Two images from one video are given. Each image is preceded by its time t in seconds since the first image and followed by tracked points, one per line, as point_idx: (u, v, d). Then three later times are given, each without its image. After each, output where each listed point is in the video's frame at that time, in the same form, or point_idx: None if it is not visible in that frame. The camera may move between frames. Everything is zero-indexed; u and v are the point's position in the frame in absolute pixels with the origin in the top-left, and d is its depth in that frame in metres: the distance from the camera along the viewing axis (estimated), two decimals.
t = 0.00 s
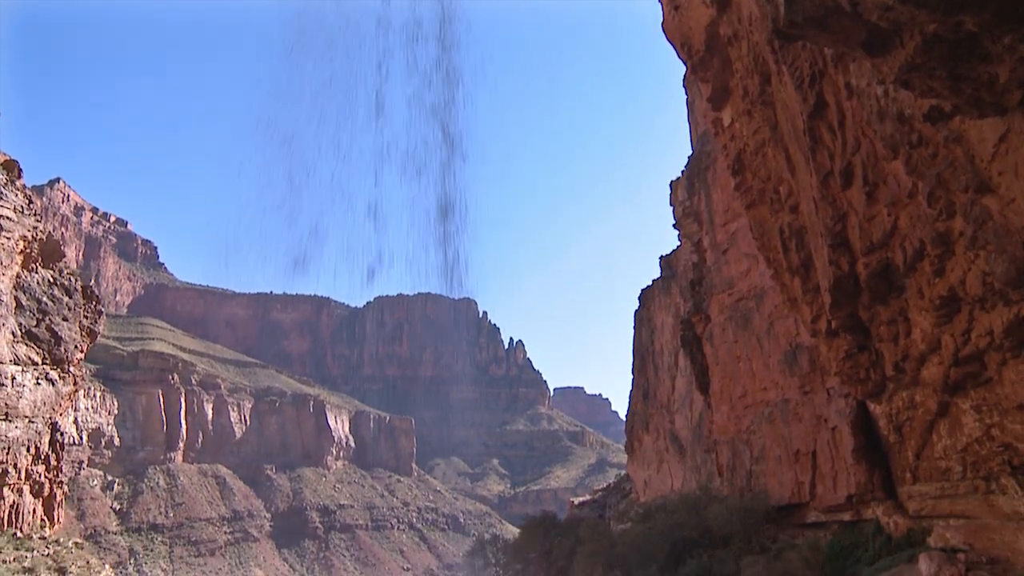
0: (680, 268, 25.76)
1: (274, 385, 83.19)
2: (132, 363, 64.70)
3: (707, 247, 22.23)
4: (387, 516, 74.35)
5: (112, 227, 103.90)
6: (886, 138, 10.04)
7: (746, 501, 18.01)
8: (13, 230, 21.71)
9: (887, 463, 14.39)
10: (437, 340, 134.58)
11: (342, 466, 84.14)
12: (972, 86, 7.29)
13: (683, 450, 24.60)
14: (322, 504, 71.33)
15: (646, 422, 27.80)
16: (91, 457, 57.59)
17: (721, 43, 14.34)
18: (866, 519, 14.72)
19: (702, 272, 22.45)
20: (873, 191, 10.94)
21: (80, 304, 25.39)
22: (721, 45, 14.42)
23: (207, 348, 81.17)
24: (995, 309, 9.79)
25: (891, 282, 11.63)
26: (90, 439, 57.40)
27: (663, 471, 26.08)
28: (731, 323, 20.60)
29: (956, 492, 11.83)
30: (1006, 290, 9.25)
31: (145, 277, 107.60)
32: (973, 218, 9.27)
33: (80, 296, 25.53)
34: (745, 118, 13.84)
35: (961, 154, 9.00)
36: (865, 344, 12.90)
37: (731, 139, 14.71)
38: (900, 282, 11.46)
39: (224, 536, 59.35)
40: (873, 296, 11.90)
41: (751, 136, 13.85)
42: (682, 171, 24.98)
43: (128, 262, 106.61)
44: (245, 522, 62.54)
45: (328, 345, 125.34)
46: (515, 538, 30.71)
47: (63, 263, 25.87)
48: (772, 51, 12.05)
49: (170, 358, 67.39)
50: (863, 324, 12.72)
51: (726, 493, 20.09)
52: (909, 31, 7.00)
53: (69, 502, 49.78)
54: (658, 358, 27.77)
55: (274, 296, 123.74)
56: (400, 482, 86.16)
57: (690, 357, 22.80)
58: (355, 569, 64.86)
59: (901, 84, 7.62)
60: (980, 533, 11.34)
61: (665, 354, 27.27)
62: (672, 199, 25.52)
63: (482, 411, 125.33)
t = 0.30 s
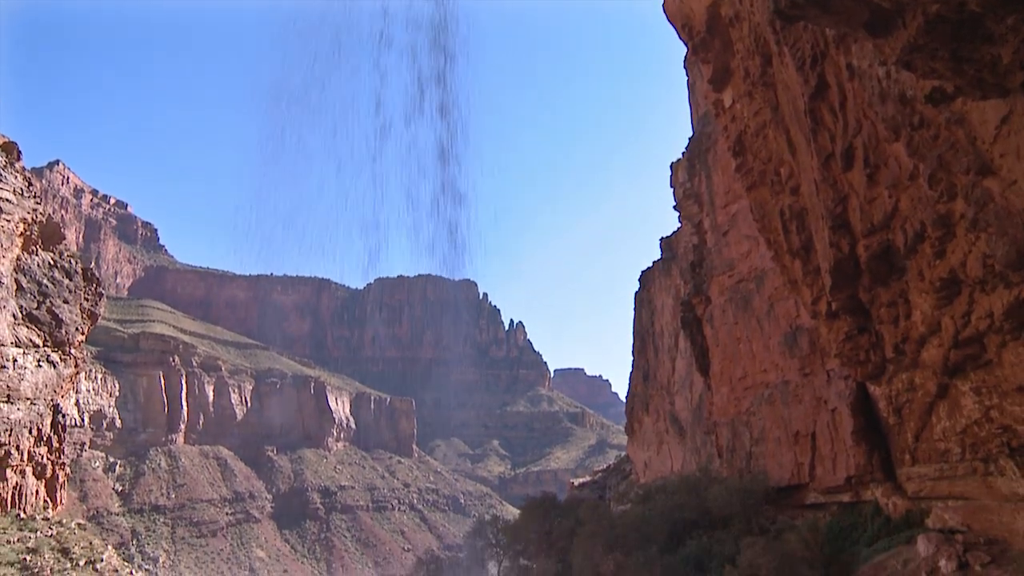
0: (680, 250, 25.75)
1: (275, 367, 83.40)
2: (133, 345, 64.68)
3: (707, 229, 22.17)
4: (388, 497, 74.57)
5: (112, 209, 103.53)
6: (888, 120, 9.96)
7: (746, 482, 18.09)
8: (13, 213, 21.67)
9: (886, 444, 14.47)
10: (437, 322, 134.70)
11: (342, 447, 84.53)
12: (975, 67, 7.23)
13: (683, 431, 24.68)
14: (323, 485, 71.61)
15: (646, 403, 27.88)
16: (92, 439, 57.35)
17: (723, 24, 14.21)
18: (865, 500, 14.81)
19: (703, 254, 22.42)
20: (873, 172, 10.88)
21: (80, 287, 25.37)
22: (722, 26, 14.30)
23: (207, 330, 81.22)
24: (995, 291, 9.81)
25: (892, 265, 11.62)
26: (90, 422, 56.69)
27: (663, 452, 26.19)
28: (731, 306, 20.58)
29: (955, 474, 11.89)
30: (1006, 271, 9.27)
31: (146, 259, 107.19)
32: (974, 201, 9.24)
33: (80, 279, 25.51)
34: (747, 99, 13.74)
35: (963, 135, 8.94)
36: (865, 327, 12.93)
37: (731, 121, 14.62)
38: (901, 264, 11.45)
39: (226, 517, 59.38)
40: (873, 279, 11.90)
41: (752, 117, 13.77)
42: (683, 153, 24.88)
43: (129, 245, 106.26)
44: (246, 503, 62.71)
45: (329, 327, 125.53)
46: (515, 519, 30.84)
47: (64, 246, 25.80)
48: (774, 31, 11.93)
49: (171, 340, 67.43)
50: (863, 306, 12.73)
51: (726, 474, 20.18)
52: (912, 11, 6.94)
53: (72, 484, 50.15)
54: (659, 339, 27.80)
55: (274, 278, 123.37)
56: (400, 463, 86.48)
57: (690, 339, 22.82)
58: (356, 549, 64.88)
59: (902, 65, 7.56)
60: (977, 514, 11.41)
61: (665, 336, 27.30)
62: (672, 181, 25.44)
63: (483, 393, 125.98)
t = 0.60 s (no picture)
0: (680, 231, 25.72)
1: (275, 347, 83.69)
2: (134, 326, 64.72)
3: (708, 209, 22.09)
4: (388, 477, 74.90)
5: (111, 190, 103.03)
6: (889, 101, 9.85)
7: (746, 462, 18.15)
8: (12, 194, 21.61)
9: (885, 424, 14.51)
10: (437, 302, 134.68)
11: (342, 428, 84.74)
12: (977, 47, 7.16)
13: (683, 411, 24.73)
14: (324, 465, 71.91)
15: (646, 383, 27.93)
16: (93, 419, 57.89)
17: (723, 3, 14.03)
18: (865, 481, 14.90)
19: (703, 235, 22.37)
20: (875, 152, 10.80)
21: (80, 268, 25.31)
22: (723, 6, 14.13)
23: (207, 311, 81.34)
24: (996, 272, 9.82)
25: (892, 246, 11.60)
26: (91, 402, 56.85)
27: (663, 432, 26.28)
28: (731, 286, 20.53)
29: (953, 454, 11.93)
30: (1006, 252, 9.28)
31: (145, 240, 106.94)
32: (976, 181, 9.17)
33: (80, 260, 25.45)
34: (747, 80, 13.61)
35: (965, 116, 8.87)
36: (866, 308, 12.95)
37: (732, 101, 14.53)
38: (901, 246, 11.45)
39: (227, 498, 59.51)
40: (874, 260, 11.87)
41: (753, 97, 13.65)
42: (683, 133, 24.78)
43: (128, 226, 105.80)
44: (247, 484, 63.02)
45: (329, 307, 125.67)
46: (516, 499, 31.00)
47: (63, 227, 25.70)
48: (774, 11, 11.80)
49: (171, 322, 67.49)
50: (863, 287, 12.73)
51: (726, 454, 20.26)
52: None
53: (74, 464, 50.45)
54: (659, 320, 27.81)
55: (275, 259, 123.01)
56: (401, 444, 86.68)
57: (690, 319, 22.81)
58: (357, 528, 65.01)
59: (902, 44, 7.50)
60: (975, 494, 11.46)
61: (665, 316, 27.34)
62: (672, 161, 25.34)
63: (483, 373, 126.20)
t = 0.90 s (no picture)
0: (681, 213, 25.66)
1: (275, 330, 83.70)
2: (134, 308, 64.65)
3: (709, 191, 22.00)
4: (389, 459, 75.09)
5: (111, 172, 102.57)
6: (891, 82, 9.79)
7: (746, 444, 18.21)
8: (11, 176, 21.57)
9: (884, 406, 14.54)
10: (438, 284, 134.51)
11: (343, 409, 84.88)
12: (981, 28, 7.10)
13: (683, 392, 24.79)
14: (325, 447, 72.11)
15: (646, 365, 27.97)
16: (94, 402, 57.68)
17: None
18: (864, 462, 14.96)
19: (704, 217, 22.32)
20: (876, 134, 10.73)
21: (80, 251, 25.29)
22: None
23: (208, 293, 81.24)
24: (997, 255, 9.79)
25: (893, 228, 11.57)
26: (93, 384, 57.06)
27: (662, 413, 26.36)
28: (731, 268, 20.51)
29: (953, 436, 11.95)
30: (1007, 234, 9.24)
31: (145, 222, 106.60)
32: (978, 163, 9.12)
33: (80, 243, 25.42)
34: (748, 61, 13.51)
35: (966, 98, 8.82)
36: (866, 291, 12.94)
37: (734, 83, 14.43)
38: (901, 228, 11.40)
39: (229, 479, 59.84)
40: (874, 242, 11.85)
41: (754, 79, 13.56)
42: (684, 114, 24.66)
43: (128, 208, 105.42)
44: (248, 465, 63.26)
45: (329, 289, 125.52)
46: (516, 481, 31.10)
47: (63, 209, 25.64)
48: None
49: (172, 304, 67.47)
50: (864, 270, 12.71)
51: (726, 436, 20.32)
52: None
53: (75, 446, 50.66)
54: (659, 302, 27.80)
55: (275, 241, 122.35)
56: (401, 425, 86.74)
57: (690, 301, 22.80)
58: (357, 510, 65.22)
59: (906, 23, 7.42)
60: (974, 476, 11.49)
61: (665, 298, 27.34)
62: (673, 143, 25.28)
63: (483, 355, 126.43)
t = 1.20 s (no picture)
0: (682, 194, 25.60)
1: (276, 311, 83.82)
2: (135, 290, 64.58)
3: (710, 172, 21.90)
4: (389, 439, 75.39)
5: (110, 153, 102.14)
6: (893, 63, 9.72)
7: (746, 425, 18.26)
8: (10, 157, 21.52)
9: (885, 387, 14.54)
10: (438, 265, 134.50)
11: (343, 390, 85.11)
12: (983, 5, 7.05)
13: (683, 373, 24.84)
14: (326, 428, 72.42)
15: (646, 346, 28.03)
16: (96, 382, 57.84)
17: None
18: (863, 442, 15.01)
19: (704, 198, 22.25)
20: (877, 115, 10.66)
21: (80, 232, 25.25)
22: None
23: (208, 274, 81.14)
24: (997, 236, 9.75)
25: (893, 209, 11.52)
26: (94, 365, 57.22)
27: (663, 394, 26.43)
28: (732, 249, 20.47)
29: (953, 416, 11.96)
30: (1008, 216, 9.19)
31: (145, 203, 106.28)
32: (979, 144, 9.08)
33: (80, 224, 25.37)
34: (750, 41, 13.40)
35: (969, 78, 8.74)
36: (866, 272, 12.92)
37: (735, 63, 14.33)
38: (902, 209, 11.36)
39: (230, 460, 60.11)
40: (875, 223, 11.81)
41: (755, 59, 13.46)
42: (685, 94, 24.53)
43: (128, 189, 105.06)
44: (249, 446, 63.49)
45: (330, 270, 125.14)
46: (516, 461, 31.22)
47: (62, 191, 25.58)
48: None
49: (172, 285, 67.44)
50: (864, 251, 12.69)
51: (726, 416, 20.36)
52: None
53: (77, 428, 50.92)
54: (659, 283, 27.79)
55: (275, 222, 121.59)
56: (402, 406, 86.93)
57: (690, 282, 22.78)
58: (359, 490, 65.53)
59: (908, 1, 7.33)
60: (972, 456, 11.53)
61: (665, 279, 27.34)
62: (674, 123, 25.15)
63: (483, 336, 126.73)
